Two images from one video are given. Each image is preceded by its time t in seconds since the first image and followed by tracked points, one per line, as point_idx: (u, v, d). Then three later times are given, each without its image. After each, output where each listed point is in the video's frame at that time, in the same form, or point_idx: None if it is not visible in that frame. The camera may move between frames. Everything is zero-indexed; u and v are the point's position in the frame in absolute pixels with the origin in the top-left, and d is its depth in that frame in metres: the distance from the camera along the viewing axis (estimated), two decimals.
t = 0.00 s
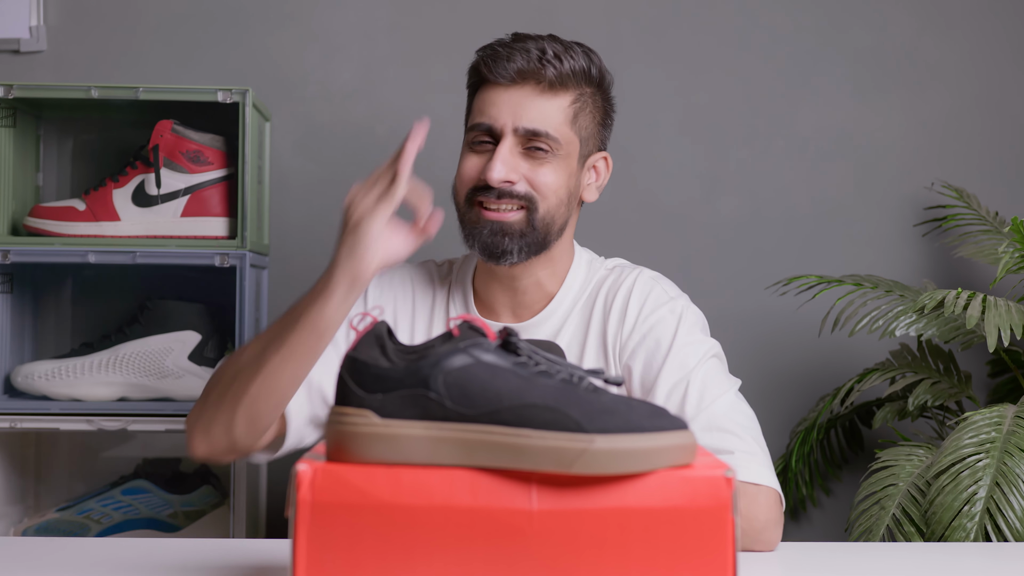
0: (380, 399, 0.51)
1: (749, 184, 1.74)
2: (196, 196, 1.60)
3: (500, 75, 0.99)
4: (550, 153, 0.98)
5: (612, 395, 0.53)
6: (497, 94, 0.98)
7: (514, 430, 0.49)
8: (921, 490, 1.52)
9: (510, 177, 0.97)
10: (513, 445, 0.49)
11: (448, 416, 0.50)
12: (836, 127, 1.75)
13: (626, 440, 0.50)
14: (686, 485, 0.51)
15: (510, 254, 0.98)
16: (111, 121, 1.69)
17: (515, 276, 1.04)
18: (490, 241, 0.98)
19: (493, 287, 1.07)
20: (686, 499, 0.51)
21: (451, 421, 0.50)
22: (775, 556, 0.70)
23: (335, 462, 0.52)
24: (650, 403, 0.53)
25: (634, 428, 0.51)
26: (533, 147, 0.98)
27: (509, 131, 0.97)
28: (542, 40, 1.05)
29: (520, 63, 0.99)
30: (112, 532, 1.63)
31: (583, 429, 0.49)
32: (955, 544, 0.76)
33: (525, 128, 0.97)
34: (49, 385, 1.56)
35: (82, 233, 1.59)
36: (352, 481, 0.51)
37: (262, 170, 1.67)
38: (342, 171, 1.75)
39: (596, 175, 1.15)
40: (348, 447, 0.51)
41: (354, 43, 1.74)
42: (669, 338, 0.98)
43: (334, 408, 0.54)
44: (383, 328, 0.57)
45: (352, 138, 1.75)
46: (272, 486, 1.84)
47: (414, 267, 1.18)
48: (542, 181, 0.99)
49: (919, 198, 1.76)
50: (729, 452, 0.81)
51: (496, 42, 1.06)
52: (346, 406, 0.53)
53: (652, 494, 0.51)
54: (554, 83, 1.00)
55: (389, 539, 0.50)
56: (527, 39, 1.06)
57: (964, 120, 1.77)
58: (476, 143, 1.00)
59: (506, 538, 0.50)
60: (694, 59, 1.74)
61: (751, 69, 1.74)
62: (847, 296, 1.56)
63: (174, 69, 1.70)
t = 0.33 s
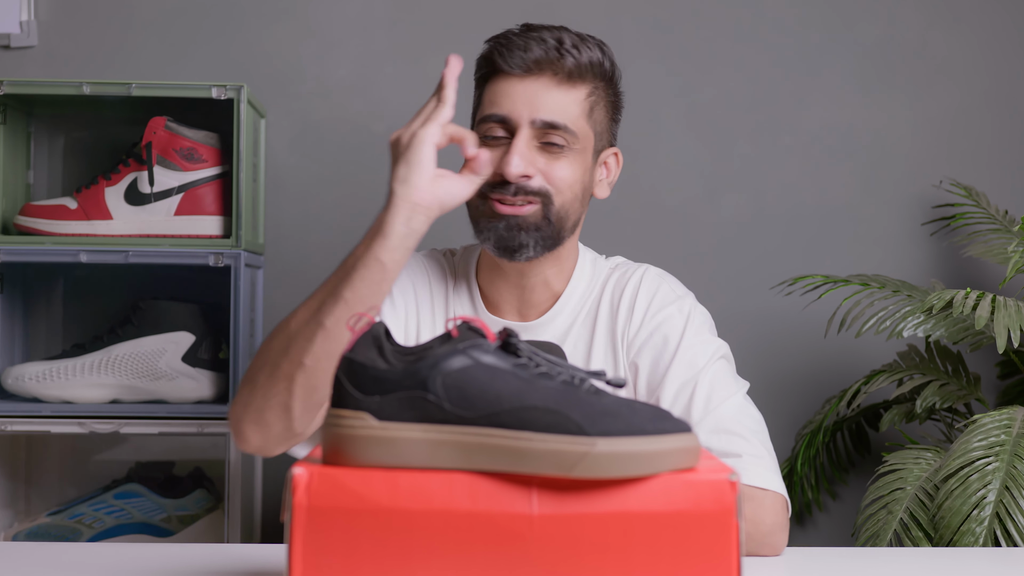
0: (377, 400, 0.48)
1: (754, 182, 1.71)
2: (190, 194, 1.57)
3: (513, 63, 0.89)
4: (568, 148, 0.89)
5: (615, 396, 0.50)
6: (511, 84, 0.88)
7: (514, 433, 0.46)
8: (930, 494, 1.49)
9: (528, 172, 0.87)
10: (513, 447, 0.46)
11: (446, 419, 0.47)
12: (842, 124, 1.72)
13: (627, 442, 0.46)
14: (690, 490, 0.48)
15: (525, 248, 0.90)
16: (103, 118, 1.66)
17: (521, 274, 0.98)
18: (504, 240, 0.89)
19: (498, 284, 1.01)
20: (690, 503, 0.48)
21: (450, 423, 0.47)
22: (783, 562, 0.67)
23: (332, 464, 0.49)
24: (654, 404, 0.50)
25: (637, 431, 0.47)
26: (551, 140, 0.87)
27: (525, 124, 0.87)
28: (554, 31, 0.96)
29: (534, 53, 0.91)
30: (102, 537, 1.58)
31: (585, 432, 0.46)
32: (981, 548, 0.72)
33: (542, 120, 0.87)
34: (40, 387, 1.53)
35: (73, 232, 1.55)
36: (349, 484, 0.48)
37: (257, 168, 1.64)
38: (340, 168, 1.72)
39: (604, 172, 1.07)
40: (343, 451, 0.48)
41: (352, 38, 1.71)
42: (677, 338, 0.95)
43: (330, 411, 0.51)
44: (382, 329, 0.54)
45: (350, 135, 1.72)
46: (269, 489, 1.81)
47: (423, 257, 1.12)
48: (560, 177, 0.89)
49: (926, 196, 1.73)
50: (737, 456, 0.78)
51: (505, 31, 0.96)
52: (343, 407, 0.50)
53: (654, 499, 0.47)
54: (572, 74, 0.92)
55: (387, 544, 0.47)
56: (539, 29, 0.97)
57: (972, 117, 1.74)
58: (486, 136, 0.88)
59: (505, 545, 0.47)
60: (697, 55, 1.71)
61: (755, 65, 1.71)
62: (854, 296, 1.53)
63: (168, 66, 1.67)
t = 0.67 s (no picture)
0: (374, 403, 0.45)
1: (758, 180, 1.68)
2: (184, 192, 1.54)
3: (527, 74, 0.86)
4: (591, 156, 0.86)
5: (616, 398, 0.47)
6: (529, 94, 0.85)
7: (514, 436, 0.43)
8: (938, 498, 1.46)
9: (558, 186, 0.84)
10: (512, 451, 0.43)
11: (445, 422, 0.44)
12: (847, 121, 1.69)
13: (631, 446, 0.43)
14: (692, 493, 0.45)
15: (561, 264, 0.88)
16: (94, 114, 1.63)
17: (535, 294, 0.94)
18: (538, 256, 0.87)
19: (509, 305, 0.97)
20: (692, 507, 0.45)
21: (448, 426, 0.44)
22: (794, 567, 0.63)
23: (328, 467, 0.45)
24: (657, 406, 0.47)
25: (639, 434, 0.44)
26: (573, 149, 0.85)
27: (547, 136, 0.84)
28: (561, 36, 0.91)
29: (549, 61, 0.87)
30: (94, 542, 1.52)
31: (586, 435, 0.43)
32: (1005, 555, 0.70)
33: (566, 130, 0.84)
34: (32, 389, 1.50)
35: (65, 231, 1.53)
36: (345, 488, 0.44)
37: (252, 165, 1.60)
38: (337, 166, 1.69)
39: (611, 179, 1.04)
40: (340, 455, 0.45)
41: (348, 33, 1.68)
42: (680, 337, 0.92)
43: (326, 413, 0.47)
44: (378, 329, 0.50)
45: (347, 133, 1.69)
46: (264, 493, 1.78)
47: (419, 278, 1.05)
48: (587, 186, 0.86)
49: (933, 195, 1.70)
50: (737, 460, 0.75)
51: (509, 39, 0.92)
52: (339, 410, 0.46)
53: (656, 502, 0.45)
54: (590, 79, 0.88)
55: (384, 550, 0.44)
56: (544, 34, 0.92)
57: (980, 114, 1.71)
58: (506, 151, 0.86)
59: (504, 552, 0.44)
60: (700, 50, 1.68)
61: (759, 61, 1.68)
62: (860, 297, 1.50)
63: (161, 61, 1.64)
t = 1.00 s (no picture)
0: (371, 405, 0.42)
1: (763, 178, 1.65)
2: (177, 190, 1.51)
3: (495, 75, 0.83)
4: (563, 156, 0.83)
5: (619, 400, 0.44)
6: (497, 95, 0.82)
7: (514, 439, 0.41)
8: (946, 503, 1.43)
9: (530, 189, 0.81)
10: (512, 454, 0.40)
11: (444, 425, 0.42)
12: (853, 118, 1.66)
13: (632, 449, 0.41)
14: (696, 497, 0.42)
15: (535, 271, 0.85)
16: (86, 111, 1.60)
17: (515, 296, 0.91)
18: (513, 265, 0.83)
19: (490, 310, 0.95)
20: (696, 512, 0.42)
21: (447, 429, 0.41)
22: None
23: (326, 470, 0.43)
24: (660, 407, 0.44)
25: (642, 437, 0.41)
26: (545, 150, 0.82)
27: (517, 137, 0.81)
28: (528, 35, 0.89)
29: (516, 61, 0.84)
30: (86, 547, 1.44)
31: (588, 437, 0.41)
32: None
33: (536, 130, 0.81)
34: (23, 391, 1.47)
35: (57, 230, 1.50)
36: (342, 492, 0.42)
37: (247, 163, 1.57)
38: (335, 164, 1.66)
39: (589, 178, 1.01)
40: (336, 457, 0.42)
41: (346, 29, 1.65)
42: (673, 340, 0.88)
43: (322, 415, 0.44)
44: (376, 329, 0.46)
45: (345, 130, 1.66)
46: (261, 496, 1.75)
47: (401, 285, 1.00)
48: (561, 189, 0.83)
49: (941, 193, 1.67)
50: (739, 465, 0.72)
51: (477, 40, 0.89)
52: (336, 412, 0.44)
53: (659, 507, 0.42)
54: (558, 78, 0.85)
55: (380, 557, 0.42)
56: (512, 33, 0.90)
57: (988, 111, 1.68)
58: (476, 154, 0.82)
59: (503, 558, 0.41)
60: (704, 46, 1.65)
61: (763, 57, 1.66)
62: (867, 297, 1.47)
63: (155, 57, 1.61)
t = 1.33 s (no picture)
0: (368, 407, 0.40)
1: (767, 176, 1.63)
2: (171, 188, 1.48)
3: (500, 71, 0.80)
4: (569, 154, 0.80)
5: (621, 402, 0.42)
6: (502, 91, 0.80)
7: (514, 441, 0.39)
8: (954, 507, 1.40)
9: (535, 187, 0.79)
10: (512, 457, 0.39)
11: (442, 427, 0.40)
12: (859, 115, 1.63)
13: (634, 452, 0.39)
14: (699, 501, 0.41)
15: (540, 270, 0.82)
16: (78, 108, 1.56)
17: (519, 295, 0.88)
18: (516, 263, 0.81)
19: (493, 308, 0.92)
20: (699, 516, 0.40)
21: (446, 431, 0.40)
22: None
23: (322, 474, 0.41)
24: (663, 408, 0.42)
25: (644, 440, 0.40)
26: (551, 148, 0.79)
27: (522, 134, 0.78)
28: (534, 29, 0.86)
29: (522, 57, 0.81)
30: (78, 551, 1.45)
31: (589, 441, 0.39)
32: None
33: (542, 128, 0.78)
34: (13, 394, 1.44)
35: (49, 229, 1.48)
36: (339, 495, 0.40)
37: (243, 160, 1.54)
38: (332, 162, 1.63)
39: (595, 174, 0.98)
40: (333, 460, 0.41)
41: (343, 24, 1.62)
42: (679, 342, 0.86)
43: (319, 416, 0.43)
44: (374, 330, 0.44)
45: (343, 128, 1.63)
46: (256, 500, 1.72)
47: (405, 283, 0.97)
48: (566, 187, 0.81)
49: (949, 191, 1.64)
50: (744, 468, 0.69)
51: (483, 34, 0.86)
52: (333, 414, 0.42)
53: (661, 511, 0.40)
54: (566, 74, 0.82)
55: (377, 562, 0.40)
56: (518, 27, 0.86)
57: (996, 107, 1.65)
58: (481, 151, 0.80)
59: (503, 563, 0.40)
60: (707, 42, 1.63)
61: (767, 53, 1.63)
62: (874, 297, 1.45)
63: (149, 53, 1.58)
